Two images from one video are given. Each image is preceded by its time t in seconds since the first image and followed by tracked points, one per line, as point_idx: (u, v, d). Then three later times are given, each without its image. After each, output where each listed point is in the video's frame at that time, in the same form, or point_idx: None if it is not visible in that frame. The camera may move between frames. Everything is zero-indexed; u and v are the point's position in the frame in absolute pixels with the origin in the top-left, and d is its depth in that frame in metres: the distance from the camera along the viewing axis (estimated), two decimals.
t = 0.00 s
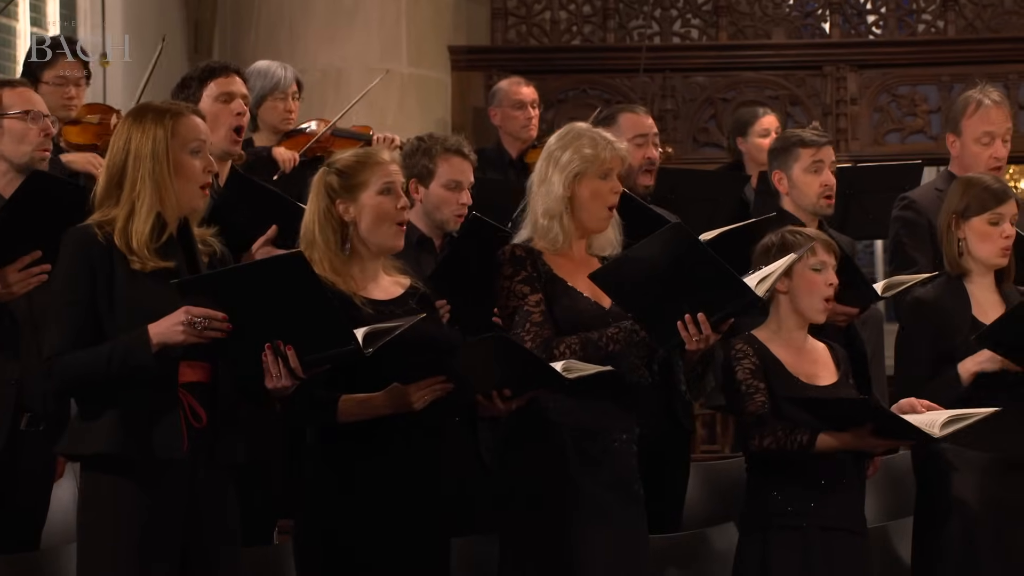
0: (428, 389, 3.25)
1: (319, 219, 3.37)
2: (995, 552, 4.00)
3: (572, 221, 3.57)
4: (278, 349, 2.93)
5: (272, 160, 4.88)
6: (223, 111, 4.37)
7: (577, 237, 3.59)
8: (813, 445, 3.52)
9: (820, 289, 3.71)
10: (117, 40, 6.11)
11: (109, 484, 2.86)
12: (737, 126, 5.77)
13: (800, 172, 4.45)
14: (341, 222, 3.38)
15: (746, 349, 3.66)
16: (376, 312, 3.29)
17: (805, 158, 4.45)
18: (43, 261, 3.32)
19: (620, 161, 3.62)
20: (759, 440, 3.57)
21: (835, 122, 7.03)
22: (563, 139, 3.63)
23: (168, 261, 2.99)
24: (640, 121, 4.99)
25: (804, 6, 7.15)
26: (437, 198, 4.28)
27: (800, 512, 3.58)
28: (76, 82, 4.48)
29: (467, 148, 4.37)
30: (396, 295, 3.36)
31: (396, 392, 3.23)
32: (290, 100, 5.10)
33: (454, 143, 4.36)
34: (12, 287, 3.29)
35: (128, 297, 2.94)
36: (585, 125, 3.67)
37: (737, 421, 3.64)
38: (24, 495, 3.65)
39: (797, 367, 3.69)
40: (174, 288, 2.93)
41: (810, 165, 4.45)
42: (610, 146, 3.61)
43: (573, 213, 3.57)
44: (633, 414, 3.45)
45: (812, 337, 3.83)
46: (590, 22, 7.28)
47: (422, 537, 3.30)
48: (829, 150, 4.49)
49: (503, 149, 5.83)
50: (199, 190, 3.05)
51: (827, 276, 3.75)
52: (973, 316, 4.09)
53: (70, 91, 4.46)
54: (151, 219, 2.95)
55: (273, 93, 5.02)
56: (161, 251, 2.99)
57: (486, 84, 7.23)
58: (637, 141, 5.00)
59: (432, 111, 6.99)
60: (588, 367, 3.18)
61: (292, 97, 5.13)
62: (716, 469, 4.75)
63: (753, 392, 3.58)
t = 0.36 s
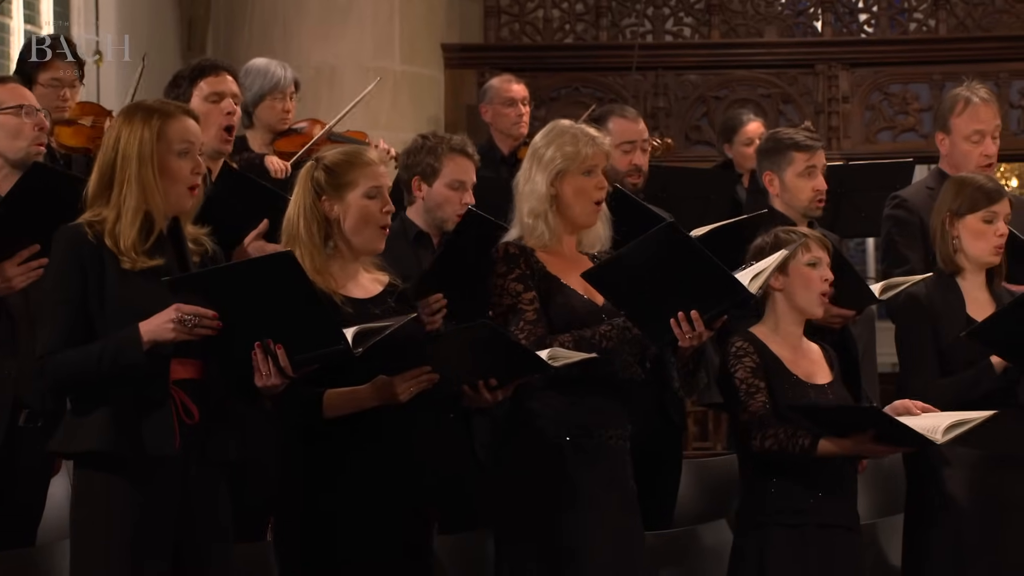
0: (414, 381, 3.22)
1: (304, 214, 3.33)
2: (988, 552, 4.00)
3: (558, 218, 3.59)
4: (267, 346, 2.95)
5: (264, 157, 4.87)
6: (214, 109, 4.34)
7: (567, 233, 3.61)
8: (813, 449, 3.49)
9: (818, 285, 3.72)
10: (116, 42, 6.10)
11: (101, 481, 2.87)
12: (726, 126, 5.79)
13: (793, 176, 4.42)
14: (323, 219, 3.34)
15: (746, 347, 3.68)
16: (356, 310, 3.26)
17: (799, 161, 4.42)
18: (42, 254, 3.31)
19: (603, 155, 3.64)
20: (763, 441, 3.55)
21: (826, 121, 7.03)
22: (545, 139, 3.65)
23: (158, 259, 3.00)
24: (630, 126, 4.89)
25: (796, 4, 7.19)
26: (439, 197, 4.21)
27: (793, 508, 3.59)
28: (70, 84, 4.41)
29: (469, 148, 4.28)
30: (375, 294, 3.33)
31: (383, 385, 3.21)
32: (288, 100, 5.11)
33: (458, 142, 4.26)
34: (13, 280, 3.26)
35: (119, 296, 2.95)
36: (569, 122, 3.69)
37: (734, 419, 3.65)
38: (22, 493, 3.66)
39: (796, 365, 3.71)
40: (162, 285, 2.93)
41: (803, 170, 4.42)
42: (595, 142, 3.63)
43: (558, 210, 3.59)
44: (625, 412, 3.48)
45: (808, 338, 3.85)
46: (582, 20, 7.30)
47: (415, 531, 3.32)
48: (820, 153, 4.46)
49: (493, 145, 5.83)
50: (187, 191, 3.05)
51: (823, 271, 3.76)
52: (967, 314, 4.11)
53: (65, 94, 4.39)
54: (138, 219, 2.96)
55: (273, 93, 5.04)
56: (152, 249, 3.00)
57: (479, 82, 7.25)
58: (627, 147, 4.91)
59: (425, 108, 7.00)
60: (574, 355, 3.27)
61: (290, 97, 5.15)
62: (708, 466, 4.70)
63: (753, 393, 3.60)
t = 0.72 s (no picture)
0: (400, 378, 3.24)
1: (292, 211, 3.34)
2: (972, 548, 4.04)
3: (541, 216, 3.61)
4: (250, 340, 2.93)
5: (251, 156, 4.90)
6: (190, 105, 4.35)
7: (551, 232, 3.63)
8: (794, 451, 3.52)
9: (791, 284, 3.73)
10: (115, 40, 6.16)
11: (86, 478, 2.89)
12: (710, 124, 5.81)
13: (772, 174, 4.44)
14: (312, 218, 3.35)
15: (729, 347, 3.69)
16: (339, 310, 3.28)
17: (778, 158, 4.44)
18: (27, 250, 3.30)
19: (589, 155, 3.65)
20: (743, 440, 3.57)
21: (811, 120, 7.05)
22: (533, 137, 3.66)
23: (140, 256, 3.01)
24: (619, 122, 4.89)
25: (781, 3, 7.19)
26: (433, 193, 4.20)
27: (778, 504, 3.61)
28: (67, 83, 4.46)
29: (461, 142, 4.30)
30: (358, 295, 3.35)
31: (368, 382, 3.23)
32: (274, 100, 5.12)
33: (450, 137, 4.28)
34: None
35: (103, 295, 2.96)
36: (557, 122, 3.69)
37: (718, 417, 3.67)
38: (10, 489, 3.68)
39: (780, 365, 3.73)
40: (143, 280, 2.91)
41: (783, 167, 4.44)
42: (580, 143, 3.63)
43: (542, 210, 3.60)
44: (609, 411, 3.48)
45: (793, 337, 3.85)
46: (568, 18, 7.30)
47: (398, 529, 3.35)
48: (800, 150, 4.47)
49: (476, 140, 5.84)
50: (167, 193, 3.05)
51: (794, 269, 3.76)
52: (952, 313, 4.11)
53: (61, 92, 4.45)
54: (116, 221, 2.96)
55: (257, 94, 5.05)
56: (134, 248, 3.01)
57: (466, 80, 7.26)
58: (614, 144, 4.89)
59: (411, 107, 7.01)
60: (558, 353, 3.29)
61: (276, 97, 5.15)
62: (694, 464, 4.71)
63: (736, 393, 3.61)
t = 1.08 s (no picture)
0: (376, 378, 3.21)
1: (277, 210, 3.36)
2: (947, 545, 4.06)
3: (516, 220, 3.63)
4: (223, 338, 2.93)
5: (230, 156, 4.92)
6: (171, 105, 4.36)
7: (528, 236, 3.65)
8: (760, 449, 3.56)
9: (761, 285, 3.77)
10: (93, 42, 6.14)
11: (63, 476, 2.91)
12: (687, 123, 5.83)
13: (742, 172, 4.47)
14: (295, 219, 3.37)
15: (700, 348, 3.74)
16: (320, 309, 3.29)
17: (747, 157, 4.47)
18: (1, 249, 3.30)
19: (563, 159, 3.66)
20: (711, 439, 3.62)
21: (788, 120, 7.08)
22: (510, 140, 3.69)
23: (117, 256, 3.02)
24: (596, 121, 4.88)
25: (758, 4, 7.20)
26: (408, 190, 4.22)
27: (753, 503, 3.64)
28: (67, 92, 4.42)
29: (433, 141, 4.33)
30: (337, 294, 3.37)
31: (344, 380, 3.21)
32: (250, 104, 5.13)
33: (421, 136, 4.32)
34: None
35: (77, 293, 2.98)
36: (533, 125, 3.71)
37: (689, 415, 3.70)
38: None
39: (755, 365, 3.75)
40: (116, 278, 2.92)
41: (752, 166, 4.47)
42: (554, 147, 3.66)
43: (516, 213, 3.63)
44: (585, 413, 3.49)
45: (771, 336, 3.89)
46: (547, 18, 7.30)
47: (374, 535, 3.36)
48: (770, 148, 4.50)
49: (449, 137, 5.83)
50: (143, 194, 3.05)
51: (764, 270, 3.80)
52: (927, 313, 4.14)
53: (58, 100, 4.41)
54: (95, 221, 2.98)
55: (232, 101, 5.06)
56: (111, 248, 3.02)
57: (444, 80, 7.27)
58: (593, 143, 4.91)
59: (390, 106, 7.02)
60: (535, 356, 3.28)
61: (251, 100, 5.15)
62: (671, 463, 4.73)
63: (706, 391, 3.65)
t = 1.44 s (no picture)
0: (348, 376, 3.30)
1: (233, 207, 3.38)
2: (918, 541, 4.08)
3: (488, 225, 3.66)
4: (188, 332, 2.99)
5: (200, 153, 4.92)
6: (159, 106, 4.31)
7: (500, 240, 3.68)
8: (728, 442, 3.60)
9: (728, 281, 3.76)
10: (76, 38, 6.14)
11: (29, 473, 2.93)
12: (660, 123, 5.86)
13: (708, 174, 4.50)
14: (253, 214, 3.41)
15: (671, 344, 3.73)
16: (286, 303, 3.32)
17: (713, 159, 4.50)
18: None
19: (535, 164, 3.69)
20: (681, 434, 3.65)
21: (760, 119, 7.08)
22: (483, 144, 3.71)
23: (83, 254, 3.05)
24: (567, 119, 4.89)
25: (730, 4, 7.23)
26: (373, 187, 4.18)
27: (720, 498, 3.67)
28: (47, 85, 4.29)
29: (397, 136, 4.29)
30: (299, 289, 3.41)
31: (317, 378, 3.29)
32: (227, 95, 5.15)
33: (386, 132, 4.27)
34: None
35: (42, 290, 3.00)
36: (506, 129, 3.75)
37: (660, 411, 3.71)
38: None
39: (724, 361, 3.75)
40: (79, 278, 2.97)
41: (717, 167, 4.50)
42: (526, 151, 3.68)
43: (488, 218, 3.66)
44: (553, 413, 3.53)
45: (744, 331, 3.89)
46: (520, 18, 7.33)
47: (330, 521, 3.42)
48: (737, 148, 4.54)
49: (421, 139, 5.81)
50: (107, 189, 3.08)
51: (730, 266, 3.78)
52: (898, 311, 4.08)
53: (38, 93, 4.27)
54: (56, 221, 3.00)
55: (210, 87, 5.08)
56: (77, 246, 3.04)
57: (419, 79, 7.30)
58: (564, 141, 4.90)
59: (363, 104, 7.04)
60: (508, 354, 3.27)
61: (229, 91, 5.18)
62: (643, 460, 4.74)
63: (675, 386, 3.65)
